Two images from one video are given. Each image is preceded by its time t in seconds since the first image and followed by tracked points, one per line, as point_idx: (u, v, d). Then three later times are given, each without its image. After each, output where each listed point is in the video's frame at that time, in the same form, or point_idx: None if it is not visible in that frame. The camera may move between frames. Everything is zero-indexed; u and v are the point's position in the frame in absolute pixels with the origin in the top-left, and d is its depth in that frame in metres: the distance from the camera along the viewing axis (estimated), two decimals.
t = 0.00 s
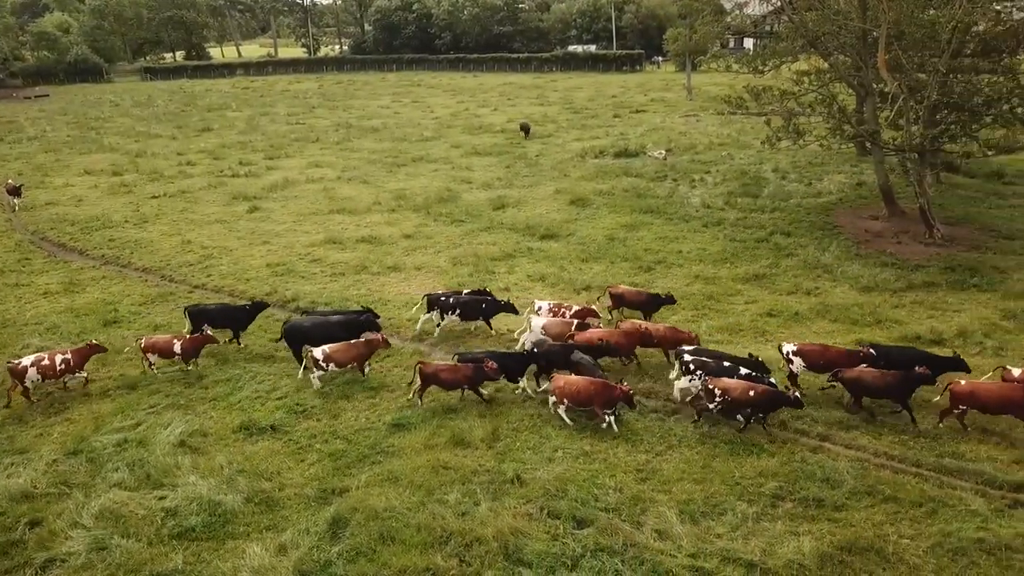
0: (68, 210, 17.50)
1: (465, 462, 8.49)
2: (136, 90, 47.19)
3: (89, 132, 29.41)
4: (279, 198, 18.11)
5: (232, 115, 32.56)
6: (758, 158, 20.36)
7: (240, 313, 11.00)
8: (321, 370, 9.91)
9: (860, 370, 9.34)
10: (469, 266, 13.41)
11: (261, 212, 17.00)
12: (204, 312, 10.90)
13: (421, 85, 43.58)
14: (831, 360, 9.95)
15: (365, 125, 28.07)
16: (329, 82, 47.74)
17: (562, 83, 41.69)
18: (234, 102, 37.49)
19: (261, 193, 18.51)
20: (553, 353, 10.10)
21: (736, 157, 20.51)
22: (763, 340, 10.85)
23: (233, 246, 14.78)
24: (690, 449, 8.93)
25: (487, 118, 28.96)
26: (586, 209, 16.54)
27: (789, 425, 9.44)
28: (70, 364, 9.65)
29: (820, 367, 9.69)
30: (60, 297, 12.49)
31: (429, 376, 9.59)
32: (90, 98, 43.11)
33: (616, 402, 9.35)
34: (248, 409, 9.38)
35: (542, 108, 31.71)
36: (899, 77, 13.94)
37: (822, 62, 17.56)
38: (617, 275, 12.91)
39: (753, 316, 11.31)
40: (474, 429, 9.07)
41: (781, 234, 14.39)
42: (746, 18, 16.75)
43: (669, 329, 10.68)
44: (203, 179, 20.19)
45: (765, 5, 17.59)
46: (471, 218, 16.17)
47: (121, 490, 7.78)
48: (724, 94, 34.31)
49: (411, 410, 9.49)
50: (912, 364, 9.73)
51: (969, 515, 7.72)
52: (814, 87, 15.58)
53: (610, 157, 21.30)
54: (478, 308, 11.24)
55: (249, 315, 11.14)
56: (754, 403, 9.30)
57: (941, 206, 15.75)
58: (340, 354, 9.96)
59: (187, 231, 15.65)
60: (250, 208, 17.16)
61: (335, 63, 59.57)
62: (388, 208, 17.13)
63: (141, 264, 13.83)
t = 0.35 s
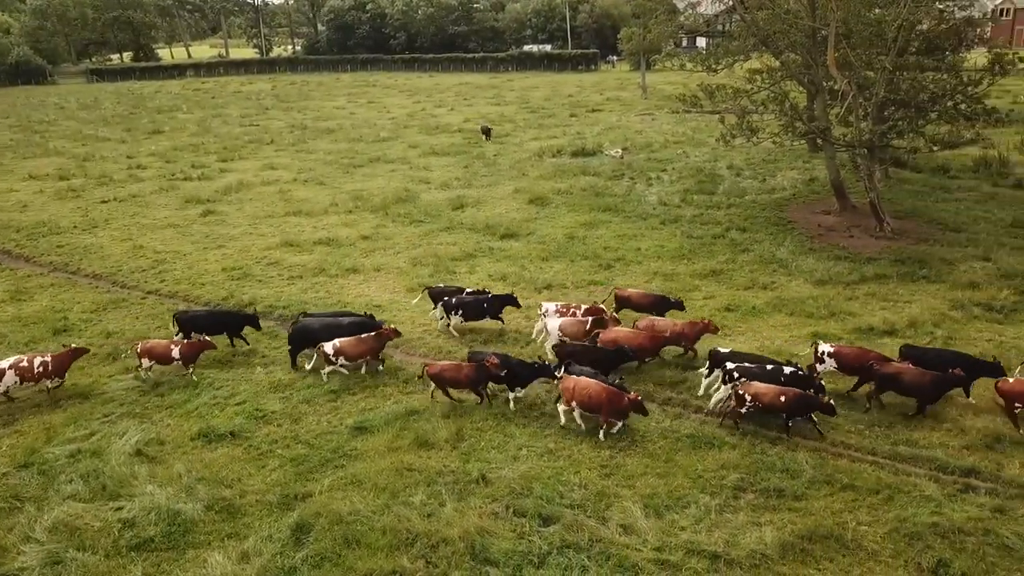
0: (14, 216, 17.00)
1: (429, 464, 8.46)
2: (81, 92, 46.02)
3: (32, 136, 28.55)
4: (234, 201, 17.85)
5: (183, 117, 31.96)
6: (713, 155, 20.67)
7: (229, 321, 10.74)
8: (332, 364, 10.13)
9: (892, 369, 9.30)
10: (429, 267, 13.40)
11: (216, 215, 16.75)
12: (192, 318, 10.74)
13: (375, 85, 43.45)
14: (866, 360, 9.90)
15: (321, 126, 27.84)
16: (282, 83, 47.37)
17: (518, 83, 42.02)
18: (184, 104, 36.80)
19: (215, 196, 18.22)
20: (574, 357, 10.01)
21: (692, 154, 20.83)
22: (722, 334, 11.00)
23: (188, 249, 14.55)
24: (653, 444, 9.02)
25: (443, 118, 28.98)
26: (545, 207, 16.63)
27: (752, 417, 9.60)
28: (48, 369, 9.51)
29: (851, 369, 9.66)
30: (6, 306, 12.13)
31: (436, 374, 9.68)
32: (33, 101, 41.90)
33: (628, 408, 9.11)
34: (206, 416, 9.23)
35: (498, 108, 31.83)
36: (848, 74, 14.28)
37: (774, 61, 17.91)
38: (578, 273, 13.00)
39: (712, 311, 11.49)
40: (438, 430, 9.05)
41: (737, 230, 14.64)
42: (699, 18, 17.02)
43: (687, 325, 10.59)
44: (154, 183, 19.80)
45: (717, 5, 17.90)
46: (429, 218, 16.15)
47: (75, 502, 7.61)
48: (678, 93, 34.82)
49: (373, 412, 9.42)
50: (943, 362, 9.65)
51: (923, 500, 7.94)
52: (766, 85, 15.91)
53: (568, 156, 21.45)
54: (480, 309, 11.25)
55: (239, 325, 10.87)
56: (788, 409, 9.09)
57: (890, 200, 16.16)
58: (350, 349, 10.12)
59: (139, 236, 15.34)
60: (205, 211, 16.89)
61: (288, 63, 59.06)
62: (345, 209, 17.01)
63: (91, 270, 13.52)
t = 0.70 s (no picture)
0: None
1: (393, 465, 8.43)
2: (21, 94, 44.61)
3: None
4: (187, 204, 17.54)
5: (132, 120, 31.26)
6: (669, 153, 20.96)
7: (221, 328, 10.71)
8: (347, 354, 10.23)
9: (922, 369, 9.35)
10: (388, 268, 13.36)
11: (168, 219, 16.45)
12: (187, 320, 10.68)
13: (330, 85, 43.10)
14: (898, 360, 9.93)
15: (274, 127, 27.51)
16: (234, 83, 46.68)
17: (474, 82, 42.15)
18: (132, 106, 35.97)
19: (167, 199, 17.88)
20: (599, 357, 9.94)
21: (648, 152, 21.09)
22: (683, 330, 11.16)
23: (139, 254, 14.26)
24: (616, 439, 9.11)
25: (400, 119, 28.89)
26: (504, 207, 16.68)
27: (715, 409, 9.74)
28: (38, 373, 9.51)
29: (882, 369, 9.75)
30: None
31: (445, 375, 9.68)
32: None
33: (647, 417, 8.94)
34: (162, 423, 9.08)
35: (455, 108, 31.85)
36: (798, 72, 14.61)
37: (726, 58, 18.20)
38: (538, 271, 13.06)
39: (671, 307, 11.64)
40: (401, 431, 9.02)
41: (694, 226, 14.85)
42: (652, 17, 17.27)
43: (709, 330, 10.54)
44: (103, 187, 19.37)
45: (669, 4, 18.14)
46: (387, 219, 16.09)
47: (27, 516, 7.41)
48: (633, 91, 35.29)
49: (335, 415, 9.36)
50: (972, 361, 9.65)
51: (879, 486, 8.14)
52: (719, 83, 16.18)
53: (526, 155, 21.55)
54: (491, 306, 11.25)
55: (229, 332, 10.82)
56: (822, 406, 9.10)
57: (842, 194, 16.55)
58: (367, 341, 10.18)
59: (89, 242, 14.99)
60: (156, 216, 16.57)
61: (241, 64, 58.25)
62: (302, 211, 16.85)
63: (37, 278, 13.17)
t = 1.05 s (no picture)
0: None
1: (355, 469, 8.36)
2: None
3: None
4: (136, 209, 17.18)
5: (76, 123, 30.46)
6: (624, 151, 21.22)
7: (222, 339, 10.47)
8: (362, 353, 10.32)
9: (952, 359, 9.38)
10: (345, 270, 13.29)
11: (117, 224, 16.09)
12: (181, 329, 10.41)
13: (282, 86, 42.69)
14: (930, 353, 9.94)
15: (225, 129, 27.11)
16: (183, 84, 45.89)
17: (428, 82, 42.21)
18: (76, 109, 35.05)
19: (116, 204, 17.48)
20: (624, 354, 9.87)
21: (604, 151, 21.32)
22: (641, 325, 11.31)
23: (87, 260, 13.92)
24: (579, 436, 9.16)
25: (354, 119, 28.74)
26: (462, 207, 16.70)
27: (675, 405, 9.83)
28: (23, 375, 9.37)
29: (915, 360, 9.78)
30: None
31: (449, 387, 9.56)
32: None
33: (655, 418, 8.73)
34: (115, 433, 8.88)
35: (410, 108, 31.83)
36: (749, 70, 14.88)
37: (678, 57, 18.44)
38: (497, 271, 13.10)
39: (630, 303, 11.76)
40: (362, 435, 8.95)
41: (650, 224, 15.04)
42: (604, 16, 17.43)
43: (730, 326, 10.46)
44: (48, 192, 18.85)
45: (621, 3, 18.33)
46: (343, 221, 15.99)
47: None
48: (586, 89, 35.69)
49: (294, 420, 9.25)
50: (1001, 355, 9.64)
51: (836, 475, 8.31)
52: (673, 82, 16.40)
53: (482, 154, 21.62)
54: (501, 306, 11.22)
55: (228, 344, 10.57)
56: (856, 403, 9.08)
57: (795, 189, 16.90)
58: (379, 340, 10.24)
59: (33, 248, 14.58)
60: (104, 221, 16.19)
61: (190, 64, 57.29)
62: (255, 213, 16.64)
63: None
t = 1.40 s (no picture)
0: None
1: (316, 474, 8.27)
2: None
3: None
4: (84, 214, 16.75)
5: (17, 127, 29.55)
6: (581, 150, 21.40)
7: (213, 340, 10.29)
8: (380, 352, 10.42)
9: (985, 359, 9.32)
10: (302, 273, 13.16)
11: (63, 230, 15.68)
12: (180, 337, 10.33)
13: (232, 87, 42.05)
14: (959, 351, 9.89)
15: (175, 131, 26.59)
16: (130, 86, 44.86)
17: (383, 83, 42.05)
18: (16, 112, 33.98)
19: (62, 209, 17.02)
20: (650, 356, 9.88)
21: (561, 150, 21.45)
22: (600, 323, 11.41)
23: (32, 268, 13.54)
24: (542, 434, 9.19)
25: (308, 120, 28.46)
26: (419, 207, 16.66)
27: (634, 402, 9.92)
28: (15, 382, 9.23)
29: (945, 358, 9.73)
30: None
31: (448, 389, 9.46)
32: None
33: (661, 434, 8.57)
34: (66, 444, 8.66)
35: (365, 108, 31.65)
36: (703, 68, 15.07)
37: (632, 56, 18.61)
38: (457, 271, 13.10)
39: (590, 301, 11.86)
40: (323, 439, 8.86)
41: (607, 222, 15.18)
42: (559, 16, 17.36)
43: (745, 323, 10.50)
44: None
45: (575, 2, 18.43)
46: (298, 223, 15.83)
47: None
48: (542, 88, 35.93)
49: (252, 426, 9.12)
50: None
51: (795, 466, 8.47)
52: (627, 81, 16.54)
53: (439, 154, 21.60)
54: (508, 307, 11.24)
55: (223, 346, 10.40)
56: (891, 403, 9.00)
57: (749, 185, 17.21)
58: (398, 338, 10.34)
59: None
60: (50, 227, 15.76)
61: (137, 65, 56.05)
62: (208, 217, 16.37)
63: None
